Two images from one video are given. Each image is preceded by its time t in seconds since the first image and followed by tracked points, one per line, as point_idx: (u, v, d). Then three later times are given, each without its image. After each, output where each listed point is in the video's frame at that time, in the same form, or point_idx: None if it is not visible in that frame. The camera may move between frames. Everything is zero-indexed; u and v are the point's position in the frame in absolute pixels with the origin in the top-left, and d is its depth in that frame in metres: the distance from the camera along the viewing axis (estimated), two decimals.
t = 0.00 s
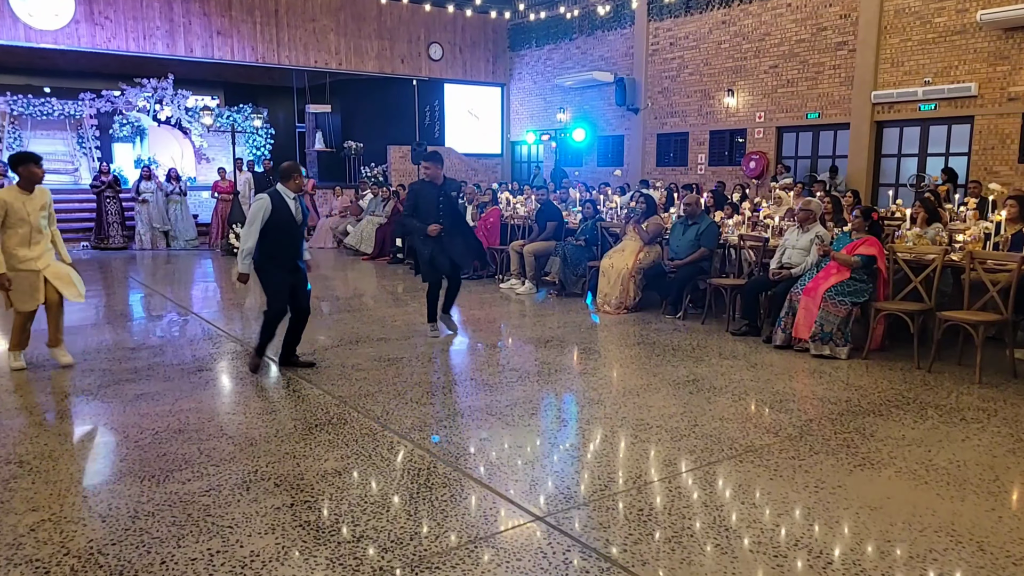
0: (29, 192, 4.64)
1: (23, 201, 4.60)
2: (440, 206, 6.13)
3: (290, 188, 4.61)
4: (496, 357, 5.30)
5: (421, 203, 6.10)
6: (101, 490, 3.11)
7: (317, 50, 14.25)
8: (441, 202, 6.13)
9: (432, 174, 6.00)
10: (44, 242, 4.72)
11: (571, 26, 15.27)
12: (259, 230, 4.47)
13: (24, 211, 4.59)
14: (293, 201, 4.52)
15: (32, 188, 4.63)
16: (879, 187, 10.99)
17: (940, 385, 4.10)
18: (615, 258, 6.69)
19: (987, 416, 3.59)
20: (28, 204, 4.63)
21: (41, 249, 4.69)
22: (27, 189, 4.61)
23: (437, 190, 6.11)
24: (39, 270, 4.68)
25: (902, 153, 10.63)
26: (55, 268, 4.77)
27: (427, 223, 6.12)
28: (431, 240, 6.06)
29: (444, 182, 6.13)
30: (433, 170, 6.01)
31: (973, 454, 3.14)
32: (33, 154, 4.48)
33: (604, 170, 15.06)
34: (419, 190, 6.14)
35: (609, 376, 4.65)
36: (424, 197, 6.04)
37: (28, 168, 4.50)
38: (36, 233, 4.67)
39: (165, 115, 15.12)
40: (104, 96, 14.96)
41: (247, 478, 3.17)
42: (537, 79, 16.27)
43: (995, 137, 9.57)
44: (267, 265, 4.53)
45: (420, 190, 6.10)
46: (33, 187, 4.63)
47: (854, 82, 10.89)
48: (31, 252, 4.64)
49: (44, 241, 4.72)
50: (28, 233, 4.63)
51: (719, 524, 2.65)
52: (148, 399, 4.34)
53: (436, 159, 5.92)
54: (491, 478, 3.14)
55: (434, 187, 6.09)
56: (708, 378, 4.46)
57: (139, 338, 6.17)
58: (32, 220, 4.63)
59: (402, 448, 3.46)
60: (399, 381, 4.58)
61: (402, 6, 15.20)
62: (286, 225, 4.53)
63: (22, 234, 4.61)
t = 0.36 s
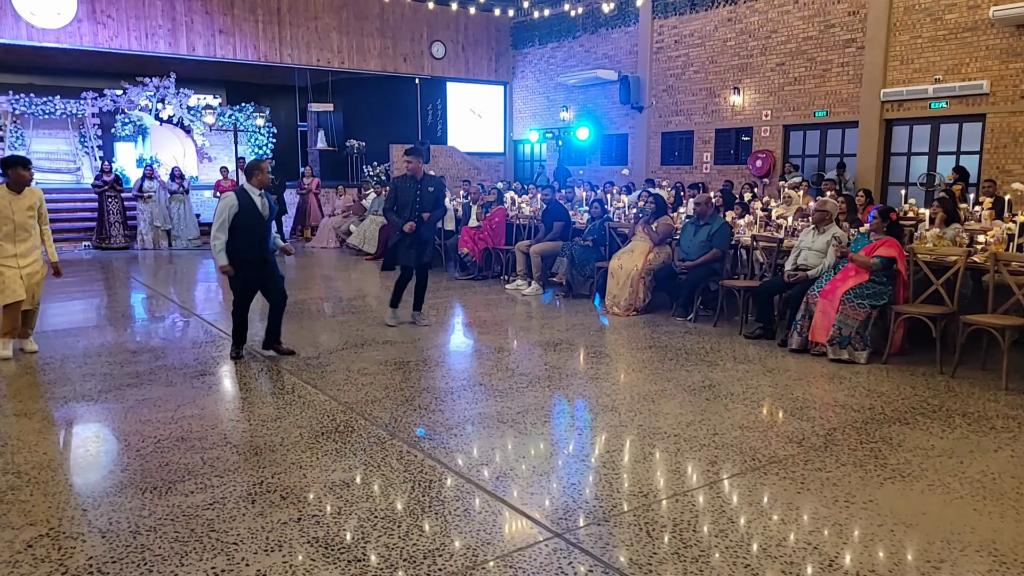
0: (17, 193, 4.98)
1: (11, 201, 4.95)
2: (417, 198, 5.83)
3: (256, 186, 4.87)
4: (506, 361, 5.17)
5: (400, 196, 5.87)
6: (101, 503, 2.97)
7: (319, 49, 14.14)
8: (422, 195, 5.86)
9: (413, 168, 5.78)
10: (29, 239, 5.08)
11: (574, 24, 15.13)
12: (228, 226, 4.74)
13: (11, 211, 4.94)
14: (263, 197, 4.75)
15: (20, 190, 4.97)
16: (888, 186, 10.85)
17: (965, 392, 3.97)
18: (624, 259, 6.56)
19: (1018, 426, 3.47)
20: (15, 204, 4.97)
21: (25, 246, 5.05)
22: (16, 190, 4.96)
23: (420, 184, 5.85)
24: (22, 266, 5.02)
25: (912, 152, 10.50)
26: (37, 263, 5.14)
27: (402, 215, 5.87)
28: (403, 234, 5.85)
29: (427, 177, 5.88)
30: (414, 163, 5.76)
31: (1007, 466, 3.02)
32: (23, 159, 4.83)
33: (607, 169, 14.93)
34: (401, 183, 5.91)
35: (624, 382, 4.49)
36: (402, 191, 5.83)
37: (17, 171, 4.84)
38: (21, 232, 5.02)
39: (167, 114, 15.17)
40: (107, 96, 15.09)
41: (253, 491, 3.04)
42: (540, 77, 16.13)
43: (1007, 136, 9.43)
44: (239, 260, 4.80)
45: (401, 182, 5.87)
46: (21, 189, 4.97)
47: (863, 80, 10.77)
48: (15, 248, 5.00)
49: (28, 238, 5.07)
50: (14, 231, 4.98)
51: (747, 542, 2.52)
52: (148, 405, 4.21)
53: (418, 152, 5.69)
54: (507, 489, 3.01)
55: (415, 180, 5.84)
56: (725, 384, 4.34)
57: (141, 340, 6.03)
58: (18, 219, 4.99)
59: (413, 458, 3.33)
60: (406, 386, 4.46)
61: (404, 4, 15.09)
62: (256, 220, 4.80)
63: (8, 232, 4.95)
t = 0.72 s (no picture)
0: (26, 187, 5.19)
1: (20, 195, 5.15)
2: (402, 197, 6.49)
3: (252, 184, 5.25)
4: (528, 364, 5.06)
5: (385, 195, 6.51)
6: (121, 511, 2.87)
7: (331, 49, 14.07)
8: (405, 194, 6.55)
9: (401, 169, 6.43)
10: (40, 231, 5.26)
11: (587, 23, 15.00)
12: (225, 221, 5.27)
13: (20, 205, 5.14)
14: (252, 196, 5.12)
15: (28, 184, 5.18)
16: (908, 186, 10.69)
17: (1006, 401, 3.85)
18: (645, 260, 6.44)
19: None
20: (24, 197, 5.17)
21: (36, 238, 5.25)
22: (23, 184, 5.17)
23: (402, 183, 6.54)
24: (35, 257, 5.24)
25: (933, 151, 10.35)
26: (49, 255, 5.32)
27: (387, 212, 6.51)
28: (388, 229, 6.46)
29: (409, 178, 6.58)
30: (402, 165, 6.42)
31: None
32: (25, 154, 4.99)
33: (620, 169, 14.81)
34: (385, 183, 6.54)
35: (653, 387, 4.36)
36: (388, 190, 6.46)
37: (21, 165, 5.03)
38: (32, 224, 5.21)
39: (179, 114, 15.21)
40: (119, 95, 15.04)
41: (277, 499, 2.94)
42: (552, 76, 16.01)
43: None
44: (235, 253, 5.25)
45: (386, 182, 6.52)
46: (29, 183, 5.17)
47: (883, 78, 10.61)
48: (27, 240, 5.21)
49: (39, 230, 5.26)
50: (24, 223, 5.18)
51: (798, 559, 2.41)
52: (167, 407, 4.12)
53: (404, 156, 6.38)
54: (541, 500, 2.89)
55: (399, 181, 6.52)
56: (757, 390, 4.22)
57: (157, 340, 5.93)
58: (26, 212, 5.17)
59: (440, 466, 3.22)
60: (428, 390, 4.36)
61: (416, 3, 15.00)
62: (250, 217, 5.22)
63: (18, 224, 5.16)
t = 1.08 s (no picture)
0: (61, 183, 5.17)
1: (54, 190, 5.13)
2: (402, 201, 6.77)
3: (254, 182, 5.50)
4: (561, 371, 4.93)
5: (386, 199, 6.81)
6: (154, 524, 2.77)
7: (352, 49, 14.02)
8: (407, 199, 6.81)
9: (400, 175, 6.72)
10: (73, 227, 5.22)
11: (609, 22, 14.85)
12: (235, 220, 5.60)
13: (54, 199, 5.11)
14: (254, 194, 5.36)
15: (63, 179, 5.15)
16: (940, 189, 10.46)
17: None
18: (677, 264, 6.29)
19: None
20: (58, 193, 5.14)
21: (69, 233, 5.20)
22: (58, 179, 5.14)
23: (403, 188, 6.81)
24: (66, 252, 5.19)
25: (966, 153, 10.14)
26: (81, 251, 5.27)
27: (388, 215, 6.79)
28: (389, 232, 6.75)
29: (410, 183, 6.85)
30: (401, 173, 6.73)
31: None
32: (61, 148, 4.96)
33: (642, 170, 14.64)
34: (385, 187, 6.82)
35: (694, 398, 4.21)
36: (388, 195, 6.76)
37: (56, 160, 5.00)
38: (65, 220, 5.16)
39: (199, 115, 15.11)
40: (141, 96, 14.98)
41: (313, 514, 2.84)
42: (572, 76, 15.87)
43: None
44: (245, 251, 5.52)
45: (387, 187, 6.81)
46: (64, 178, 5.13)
47: (915, 78, 10.39)
48: (60, 235, 5.16)
49: (73, 226, 5.21)
50: (57, 217, 5.13)
51: None
52: (197, 413, 4.04)
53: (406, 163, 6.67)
54: (588, 519, 2.77)
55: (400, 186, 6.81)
56: (802, 402, 4.08)
57: (184, 344, 5.84)
58: (60, 207, 5.13)
59: (480, 481, 3.11)
60: (461, 398, 4.25)
61: (437, 3, 14.93)
62: (250, 215, 5.46)
63: (52, 220, 5.12)
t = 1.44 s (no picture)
0: (91, 192, 5.13)
1: (84, 200, 5.09)
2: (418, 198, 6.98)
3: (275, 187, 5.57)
4: (598, 379, 4.79)
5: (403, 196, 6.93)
6: (189, 542, 2.68)
7: (376, 50, 13.97)
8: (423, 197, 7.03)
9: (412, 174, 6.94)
10: (103, 236, 5.17)
11: (635, 22, 14.67)
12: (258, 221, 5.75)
13: (85, 209, 5.08)
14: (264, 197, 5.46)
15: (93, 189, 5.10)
16: (979, 191, 10.18)
17: None
18: (713, 269, 6.12)
19: None
20: (89, 202, 5.10)
21: (99, 243, 5.16)
22: (88, 189, 5.10)
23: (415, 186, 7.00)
24: (97, 262, 5.15)
25: (1007, 155, 9.85)
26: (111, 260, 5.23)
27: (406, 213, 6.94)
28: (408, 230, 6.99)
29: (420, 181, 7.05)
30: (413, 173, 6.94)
31: None
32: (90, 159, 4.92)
33: (669, 172, 14.44)
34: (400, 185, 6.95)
35: (739, 409, 4.05)
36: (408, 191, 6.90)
37: (85, 170, 4.95)
38: (95, 229, 5.12)
39: (225, 116, 15.26)
40: (167, 98, 15.16)
41: (352, 533, 2.73)
42: (597, 77, 15.70)
43: None
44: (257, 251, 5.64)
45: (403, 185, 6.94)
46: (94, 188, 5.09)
47: (953, 78, 10.11)
48: (91, 244, 5.13)
49: (103, 236, 5.17)
50: (88, 226, 5.09)
51: None
52: (229, 421, 3.94)
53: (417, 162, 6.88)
54: (641, 542, 2.64)
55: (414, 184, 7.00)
56: (854, 415, 3.90)
57: (211, 348, 5.75)
58: (90, 216, 5.09)
59: (524, 500, 2.99)
60: (497, 408, 4.13)
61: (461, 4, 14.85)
62: (263, 218, 5.54)
63: (82, 229, 5.09)
